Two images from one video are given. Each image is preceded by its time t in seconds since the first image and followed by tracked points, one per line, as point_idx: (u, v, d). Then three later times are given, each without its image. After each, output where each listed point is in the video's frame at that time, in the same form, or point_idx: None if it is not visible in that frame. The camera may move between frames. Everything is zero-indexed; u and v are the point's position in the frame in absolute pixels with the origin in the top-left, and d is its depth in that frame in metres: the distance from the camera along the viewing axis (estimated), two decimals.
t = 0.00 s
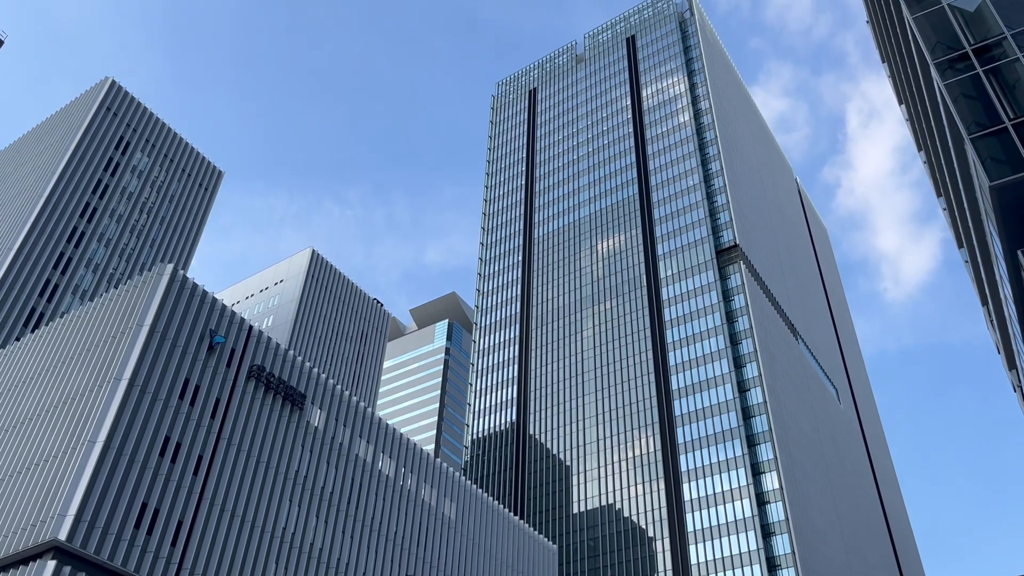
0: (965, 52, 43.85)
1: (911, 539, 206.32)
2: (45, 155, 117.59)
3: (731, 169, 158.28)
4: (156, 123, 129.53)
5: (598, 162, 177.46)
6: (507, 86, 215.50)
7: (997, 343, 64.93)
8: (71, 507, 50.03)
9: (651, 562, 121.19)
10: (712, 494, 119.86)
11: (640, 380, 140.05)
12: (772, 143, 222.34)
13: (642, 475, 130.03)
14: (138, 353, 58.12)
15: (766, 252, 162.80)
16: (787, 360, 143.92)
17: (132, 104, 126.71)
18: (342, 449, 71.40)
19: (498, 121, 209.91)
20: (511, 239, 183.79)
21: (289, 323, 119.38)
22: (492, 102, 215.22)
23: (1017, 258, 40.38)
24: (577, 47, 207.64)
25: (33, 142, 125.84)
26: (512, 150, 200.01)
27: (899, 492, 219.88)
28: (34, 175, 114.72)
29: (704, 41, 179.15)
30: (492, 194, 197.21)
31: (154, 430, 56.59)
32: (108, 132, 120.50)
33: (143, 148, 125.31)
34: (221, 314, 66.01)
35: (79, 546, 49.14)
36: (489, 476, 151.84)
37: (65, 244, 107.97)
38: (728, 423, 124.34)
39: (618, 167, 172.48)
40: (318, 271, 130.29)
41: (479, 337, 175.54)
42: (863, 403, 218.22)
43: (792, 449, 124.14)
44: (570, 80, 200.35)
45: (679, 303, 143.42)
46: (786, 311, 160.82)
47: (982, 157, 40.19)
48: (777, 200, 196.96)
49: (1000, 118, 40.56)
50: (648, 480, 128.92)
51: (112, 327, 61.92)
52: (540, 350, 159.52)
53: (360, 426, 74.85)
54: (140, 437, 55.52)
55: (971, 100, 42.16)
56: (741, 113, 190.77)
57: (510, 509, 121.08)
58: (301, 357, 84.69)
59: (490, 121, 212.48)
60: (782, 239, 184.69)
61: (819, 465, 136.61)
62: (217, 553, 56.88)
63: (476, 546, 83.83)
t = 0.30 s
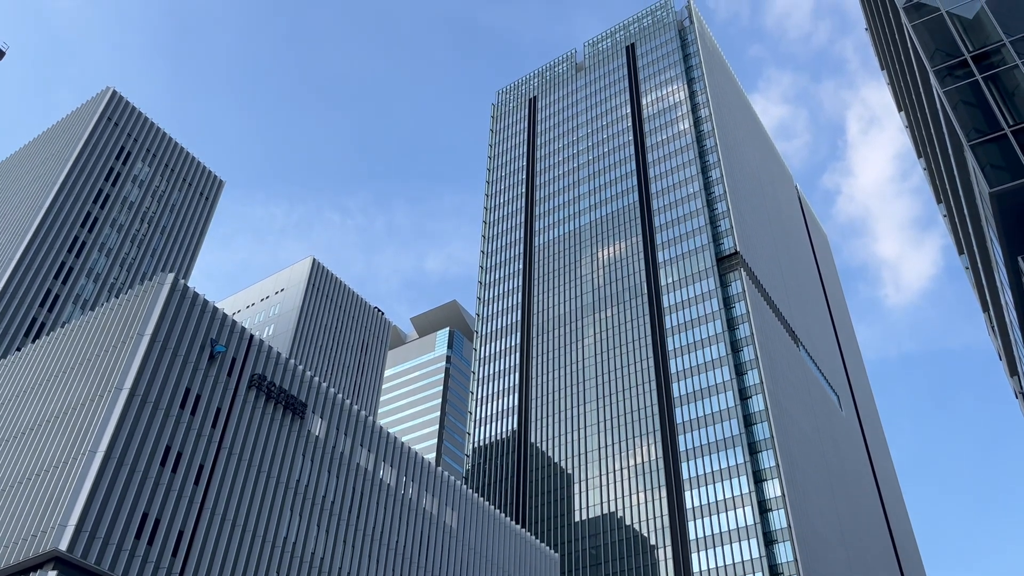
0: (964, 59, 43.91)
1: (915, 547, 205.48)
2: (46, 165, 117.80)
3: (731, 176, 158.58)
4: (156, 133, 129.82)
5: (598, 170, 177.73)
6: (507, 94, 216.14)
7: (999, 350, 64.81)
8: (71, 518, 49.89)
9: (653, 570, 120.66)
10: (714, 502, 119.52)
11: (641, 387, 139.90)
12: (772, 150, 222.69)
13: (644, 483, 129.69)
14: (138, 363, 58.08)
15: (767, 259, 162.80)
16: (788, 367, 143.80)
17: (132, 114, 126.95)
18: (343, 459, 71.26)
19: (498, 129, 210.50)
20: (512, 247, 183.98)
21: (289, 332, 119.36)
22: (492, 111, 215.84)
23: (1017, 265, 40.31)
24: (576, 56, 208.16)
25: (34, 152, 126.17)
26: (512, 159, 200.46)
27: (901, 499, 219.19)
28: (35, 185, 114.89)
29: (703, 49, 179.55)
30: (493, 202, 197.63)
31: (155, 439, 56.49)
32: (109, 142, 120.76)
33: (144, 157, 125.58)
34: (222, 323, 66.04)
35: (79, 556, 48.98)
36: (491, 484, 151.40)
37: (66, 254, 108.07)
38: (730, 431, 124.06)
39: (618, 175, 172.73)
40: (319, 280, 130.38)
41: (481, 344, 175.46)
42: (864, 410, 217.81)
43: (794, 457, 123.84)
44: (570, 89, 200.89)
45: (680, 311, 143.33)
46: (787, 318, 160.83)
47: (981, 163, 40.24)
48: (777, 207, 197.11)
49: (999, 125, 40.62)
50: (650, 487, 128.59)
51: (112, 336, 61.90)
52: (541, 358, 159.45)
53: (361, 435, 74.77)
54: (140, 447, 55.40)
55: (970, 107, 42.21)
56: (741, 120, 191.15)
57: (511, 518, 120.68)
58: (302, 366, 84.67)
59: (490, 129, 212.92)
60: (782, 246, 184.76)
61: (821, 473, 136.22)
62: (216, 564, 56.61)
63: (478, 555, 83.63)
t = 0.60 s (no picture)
0: (963, 64, 43.98)
1: (919, 553, 204.83)
2: (47, 176, 118.03)
3: (732, 182, 158.79)
4: (158, 142, 130.08)
5: (599, 177, 177.95)
6: (507, 102, 216.70)
7: (1001, 354, 64.70)
8: (74, 528, 49.76)
9: None
10: (717, 508, 119.23)
11: (644, 394, 139.68)
12: (773, 156, 222.93)
13: (647, 490, 129.36)
14: (140, 373, 58.02)
15: (768, 265, 162.76)
16: (790, 373, 143.60)
17: (133, 124, 127.22)
18: (345, 467, 71.13)
19: (499, 136, 210.97)
20: (513, 254, 184.25)
21: (291, 341, 119.35)
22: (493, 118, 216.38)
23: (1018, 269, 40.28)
24: (577, 63, 208.68)
25: (36, 162, 126.43)
26: (513, 166, 200.94)
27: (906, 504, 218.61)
28: (37, 196, 115.12)
29: (702, 56, 179.87)
30: (494, 209, 197.99)
31: (157, 449, 56.44)
32: (110, 152, 121.01)
33: (146, 167, 125.83)
34: (224, 333, 66.06)
35: (82, 567, 48.86)
36: (494, 492, 151.06)
37: (68, 264, 108.22)
38: (732, 437, 123.79)
39: (619, 182, 172.96)
40: (321, 288, 130.47)
41: (483, 352, 175.52)
42: (867, 416, 217.38)
43: (797, 463, 123.56)
44: (570, 96, 201.35)
45: (682, 317, 143.18)
46: (789, 324, 160.79)
47: (982, 168, 40.31)
48: (778, 213, 197.20)
49: (999, 130, 40.70)
50: (652, 494, 128.22)
51: (114, 347, 61.90)
52: (543, 365, 159.38)
53: (363, 443, 74.66)
54: (143, 457, 55.32)
55: (970, 111, 42.28)
56: (741, 126, 191.36)
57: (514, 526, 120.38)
58: (305, 374, 84.59)
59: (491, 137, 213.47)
60: (783, 251, 184.72)
61: (825, 479, 135.87)
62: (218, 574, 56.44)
63: (481, 563, 83.47)
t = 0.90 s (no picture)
0: (964, 67, 43.95)
1: (926, 557, 203.80)
2: (51, 186, 118.40)
3: (733, 187, 158.77)
4: (160, 152, 130.53)
5: (601, 183, 178.14)
6: (509, 109, 217.30)
7: (1006, 357, 64.47)
8: (78, 538, 49.78)
9: None
10: (722, 514, 118.76)
11: (647, 400, 139.47)
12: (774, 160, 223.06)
13: (652, 496, 129.05)
14: (144, 382, 58.09)
15: (771, 270, 162.58)
16: (794, 377, 143.24)
17: (136, 134, 127.62)
18: (349, 475, 71.06)
19: (501, 143, 211.53)
20: (516, 260, 184.46)
21: (294, 349, 119.37)
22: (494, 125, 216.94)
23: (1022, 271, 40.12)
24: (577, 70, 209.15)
25: (39, 173, 126.88)
26: (515, 173, 201.40)
27: (912, 509, 217.69)
28: (40, 206, 115.47)
29: (703, 61, 180.08)
30: (496, 216, 198.32)
31: (162, 458, 56.41)
32: (113, 162, 121.40)
33: (148, 177, 126.23)
34: (228, 341, 66.16)
35: None
36: (498, 499, 150.79)
37: (71, 274, 108.44)
38: (737, 443, 123.41)
39: (621, 188, 173.12)
40: (323, 296, 130.54)
41: (486, 359, 175.66)
42: (872, 420, 216.72)
43: (802, 467, 123.15)
44: (571, 102, 201.73)
45: (685, 322, 142.99)
46: (792, 328, 160.51)
47: (984, 171, 40.24)
48: (780, 217, 197.15)
49: (1001, 133, 40.58)
50: (657, 500, 127.90)
51: (118, 357, 62.02)
52: (547, 371, 159.27)
53: (368, 451, 74.61)
54: (147, 466, 55.33)
55: (971, 115, 42.20)
56: (743, 131, 191.48)
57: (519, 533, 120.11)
58: (309, 382, 84.66)
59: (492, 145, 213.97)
60: (786, 255, 184.58)
61: (830, 483, 135.36)
62: None
63: (486, 570, 83.20)
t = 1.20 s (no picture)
0: (966, 68, 43.89)
1: (935, 560, 202.82)
2: (55, 198, 118.86)
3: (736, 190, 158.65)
4: (164, 162, 130.95)
5: (604, 188, 178.28)
6: (511, 115, 217.72)
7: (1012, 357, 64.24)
8: (86, 549, 49.85)
9: None
10: (730, 518, 118.34)
11: (653, 405, 139.24)
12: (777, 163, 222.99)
13: (658, 501, 128.74)
14: (150, 392, 58.17)
15: (775, 273, 162.32)
16: (800, 380, 142.83)
17: (140, 145, 128.03)
18: (355, 483, 71.06)
19: (503, 150, 211.96)
20: (520, 266, 184.64)
21: (299, 357, 119.44)
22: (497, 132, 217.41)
23: None
24: (579, 75, 209.49)
25: (44, 185, 127.35)
26: (518, 179, 201.82)
27: (919, 511, 216.76)
28: (45, 218, 115.90)
29: (704, 65, 180.05)
30: (500, 222, 198.69)
31: (168, 468, 56.45)
32: (117, 173, 121.84)
33: (153, 188, 126.64)
34: (234, 351, 66.24)
35: None
36: (505, 506, 150.59)
37: (76, 285, 108.73)
38: (743, 447, 123.00)
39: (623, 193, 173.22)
40: (328, 304, 130.65)
41: (491, 365, 175.89)
42: (879, 422, 215.89)
43: (809, 470, 122.72)
44: (574, 108, 202.00)
45: (690, 326, 142.79)
46: (797, 331, 160.14)
47: (987, 172, 40.15)
48: (784, 220, 196.95)
49: (1004, 133, 40.44)
50: (664, 505, 127.58)
51: (123, 366, 62.13)
52: (552, 377, 159.16)
53: (374, 458, 74.59)
54: (154, 477, 55.38)
55: (974, 115, 42.08)
56: (745, 134, 191.42)
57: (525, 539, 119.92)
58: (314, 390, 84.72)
59: (495, 151, 214.46)
60: (790, 258, 184.31)
61: (837, 486, 134.83)
62: None
63: None
